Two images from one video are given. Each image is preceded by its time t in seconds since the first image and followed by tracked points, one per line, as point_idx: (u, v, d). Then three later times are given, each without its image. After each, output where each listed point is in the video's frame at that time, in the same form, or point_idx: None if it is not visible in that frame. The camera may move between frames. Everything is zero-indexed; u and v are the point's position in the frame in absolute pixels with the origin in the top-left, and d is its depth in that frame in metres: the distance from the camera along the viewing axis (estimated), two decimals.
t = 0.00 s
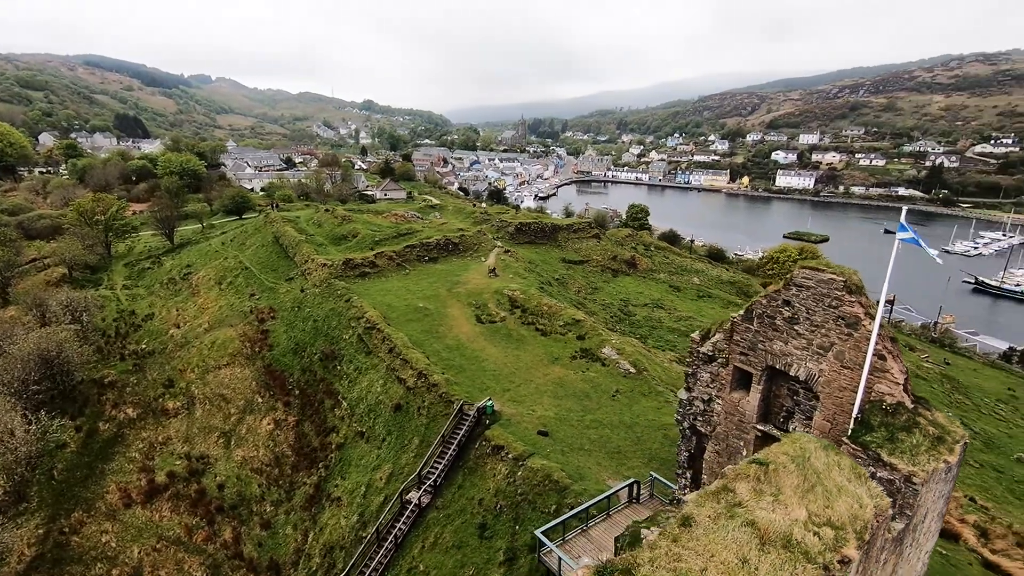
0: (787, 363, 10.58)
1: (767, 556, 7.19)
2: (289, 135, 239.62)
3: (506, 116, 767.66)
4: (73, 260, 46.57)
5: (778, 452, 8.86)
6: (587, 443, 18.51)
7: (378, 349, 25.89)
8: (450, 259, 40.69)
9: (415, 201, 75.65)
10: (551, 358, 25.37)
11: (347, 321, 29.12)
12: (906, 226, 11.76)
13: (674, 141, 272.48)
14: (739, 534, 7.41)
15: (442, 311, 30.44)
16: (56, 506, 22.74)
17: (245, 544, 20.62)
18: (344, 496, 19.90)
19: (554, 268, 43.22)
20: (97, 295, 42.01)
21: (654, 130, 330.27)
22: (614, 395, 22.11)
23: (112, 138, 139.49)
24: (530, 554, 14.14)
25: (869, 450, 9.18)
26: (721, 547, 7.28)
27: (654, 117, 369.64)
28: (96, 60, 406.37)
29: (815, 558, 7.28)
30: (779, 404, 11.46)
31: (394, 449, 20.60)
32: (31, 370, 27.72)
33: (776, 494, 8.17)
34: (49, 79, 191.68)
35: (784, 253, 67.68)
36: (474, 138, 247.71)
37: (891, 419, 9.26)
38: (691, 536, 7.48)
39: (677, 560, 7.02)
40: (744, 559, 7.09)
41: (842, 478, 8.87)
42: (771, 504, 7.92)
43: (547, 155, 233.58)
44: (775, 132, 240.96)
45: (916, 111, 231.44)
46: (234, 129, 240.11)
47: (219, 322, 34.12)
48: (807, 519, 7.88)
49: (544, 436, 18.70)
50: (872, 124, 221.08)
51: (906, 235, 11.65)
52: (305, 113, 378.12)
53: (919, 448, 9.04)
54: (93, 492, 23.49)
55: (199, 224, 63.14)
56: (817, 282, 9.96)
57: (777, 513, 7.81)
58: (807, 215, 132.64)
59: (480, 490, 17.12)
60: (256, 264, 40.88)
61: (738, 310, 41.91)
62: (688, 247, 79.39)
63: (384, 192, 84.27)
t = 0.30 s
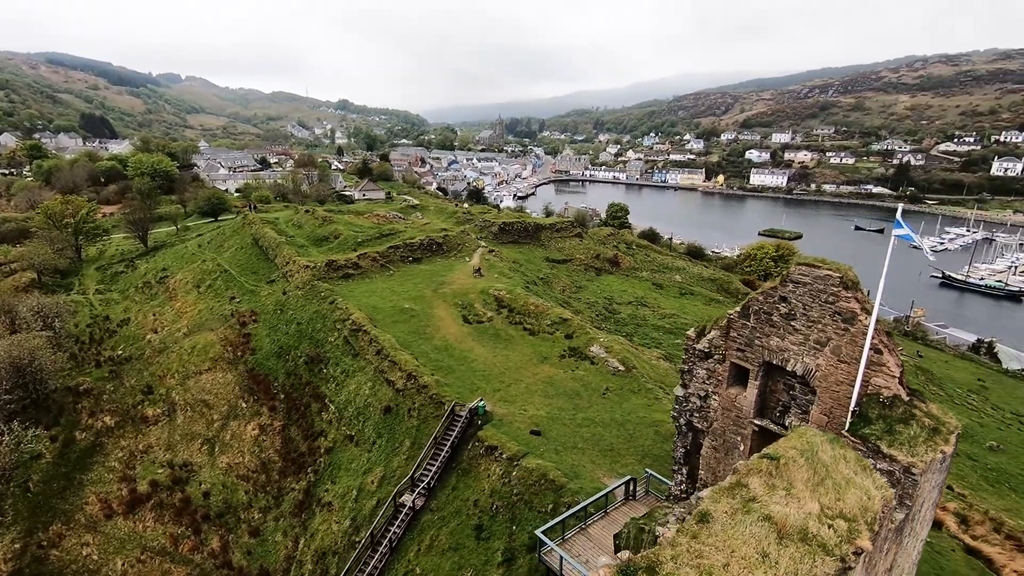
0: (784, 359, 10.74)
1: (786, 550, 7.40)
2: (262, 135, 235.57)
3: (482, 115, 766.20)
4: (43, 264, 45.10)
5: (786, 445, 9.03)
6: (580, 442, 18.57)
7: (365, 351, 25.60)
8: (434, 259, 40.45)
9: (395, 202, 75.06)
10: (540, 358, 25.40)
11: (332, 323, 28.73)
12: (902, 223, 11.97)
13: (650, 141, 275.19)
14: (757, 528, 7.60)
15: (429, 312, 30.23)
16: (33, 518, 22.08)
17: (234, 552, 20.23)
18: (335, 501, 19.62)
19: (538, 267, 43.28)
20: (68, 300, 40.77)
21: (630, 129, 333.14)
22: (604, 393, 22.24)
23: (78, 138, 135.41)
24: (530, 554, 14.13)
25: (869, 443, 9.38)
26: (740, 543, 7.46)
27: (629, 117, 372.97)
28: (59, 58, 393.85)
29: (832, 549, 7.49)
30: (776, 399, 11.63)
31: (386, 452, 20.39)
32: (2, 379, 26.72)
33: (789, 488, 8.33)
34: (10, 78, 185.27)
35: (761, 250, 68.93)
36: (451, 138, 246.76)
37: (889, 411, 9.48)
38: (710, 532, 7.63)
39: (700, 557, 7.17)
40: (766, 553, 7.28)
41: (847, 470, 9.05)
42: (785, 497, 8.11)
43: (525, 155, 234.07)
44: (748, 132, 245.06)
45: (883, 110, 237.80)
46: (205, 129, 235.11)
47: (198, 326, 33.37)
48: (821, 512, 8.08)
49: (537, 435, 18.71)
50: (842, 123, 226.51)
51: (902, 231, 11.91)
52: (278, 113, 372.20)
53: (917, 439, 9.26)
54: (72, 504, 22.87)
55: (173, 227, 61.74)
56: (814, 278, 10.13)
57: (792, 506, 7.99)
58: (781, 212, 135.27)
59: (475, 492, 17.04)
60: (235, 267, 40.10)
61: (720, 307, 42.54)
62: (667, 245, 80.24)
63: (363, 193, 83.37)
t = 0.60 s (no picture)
0: (780, 354, 10.91)
1: (802, 543, 7.67)
2: (234, 135, 231.03)
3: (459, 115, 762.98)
4: (9, 269, 43.52)
5: (791, 438, 9.27)
6: (572, 440, 18.62)
7: (352, 354, 25.30)
8: (418, 260, 40.17)
9: (374, 202, 74.31)
10: (528, 357, 25.41)
11: (316, 326, 28.31)
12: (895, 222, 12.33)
13: (626, 140, 277.45)
14: (773, 522, 7.86)
15: (414, 313, 29.98)
16: (7, 534, 21.44)
17: (221, 561, 19.83)
18: (326, 506, 19.34)
19: (522, 267, 43.29)
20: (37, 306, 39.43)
21: (606, 129, 335.51)
22: (594, 391, 22.34)
23: (41, 139, 130.98)
24: (528, 554, 14.17)
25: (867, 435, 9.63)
26: (758, 536, 7.69)
27: (605, 116, 375.69)
28: (19, 57, 380.91)
29: (846, 541, 7.79)
30: (771, 393, 11.82)
31: (375, 455, 20.19)
32: None
33: (799, 480, 8.53)
34: None
35: (738, 247, 70.12)
36: (428, 138, 245.43)
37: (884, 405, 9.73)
38: (727, 528, 7.84)
39: (720, 552, 7.38)
40: (783, 547, 7.55)
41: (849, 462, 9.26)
42: (796, 490, 8.35)
43: (502, 155, 234.11)
44: (722, 131, 248.87)
45: (851, 110, 243.90)
46: (174, 129, 229.58)
47: (176, 331, 32.56)
48: (832, 504, 8.34)
49: (530, 435, 18.72)
50: (811, 122, 231.74)
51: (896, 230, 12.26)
52: (250, 113, 365.48)
53: (913, 429, 9.51)
54: (49, 517, 22.23)
55: (146, 229, 60.18)
56: (809, 274, 10.30)
57: (803, 499, 8.22)
58: (755, 210, 137.76)
59: (469, 493, 16.98)
60: (213, 270, 39.27)
61: (701, 304, 43.13)
62: (646, 243, 81.07)
63: (340, 193, 82.34)
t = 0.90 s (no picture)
0: (776, 350, 11.07)
1: (819, 536, 7.91)
2: (207, 135, 226.51)
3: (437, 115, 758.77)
4: None
5: (797, 433, 9.41)
6: (565, 439, 18.67)
7: (340, 356, 24.98)
8: (403, 260, 39.86)
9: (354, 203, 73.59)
10: (517, 357, 25.39)
11: (302, 329, 27.90)
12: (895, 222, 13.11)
13: (604, 139, 279.08)
14: (788, 515, 8.10)
15: (401, 314, 29.73)
16: None
17: (210, 570, 19.42)
18: (317, 510, 19.09)
19: (507, 266, 43.28)
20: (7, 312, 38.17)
21: (584, 129, 337.18)
22: (585, 389, 22.44)
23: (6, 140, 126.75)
24: (527, 555, 14.17)
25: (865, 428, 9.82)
26: (774, 530, 7.88)
27: (583, 116, 377.50)
28: None
29: (860, 532, 8.05)
30: (767, 389, 11.98)
31: (367, 458, 19.98)
32: None
33: (809, 475, 8.71)
34: None
35: (718, 245, 71.09)
36: (406, 138, 243.81)
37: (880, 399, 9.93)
38: (743, 522, 8.05)
39: (739, 546, 7.57)
40: (800, 540, 7.73)
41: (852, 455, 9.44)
42: (806, 484, 8.55)
43: (481, 155, 233.62)
44: (698, 130, 251.93)
45: (823, 109, 248.90)
46: (145, 129, 224.20)
47: (156, 336, 31.80)
48: (842, 497, 8.58)
49: (523, 435, 18.70)
50: (785, 122, 235.97)
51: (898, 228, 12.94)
52: (224, 112, 358.79)
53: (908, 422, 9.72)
54: (27, 530, 21.55)
55: (119, 232, 58.67)
56: (805, 271, 10.49)
57: (814, 493, 8.43)
58: (732, 208, 139.87)
59: (464, 493, 16.92)
60: (192, 273, 38.45)
61: (685, 301, 43.62)
62: (628, 241, 81.69)
63: (319, 194, 81.28)
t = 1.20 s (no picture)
0: (771, 345, 11.26)
1: (833, 527, 8.10)
2: (176, 135, 221.01)
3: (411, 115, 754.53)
4: None
5: (802, 427, 9.57)
6: (558, 438, 18.69)
7: (325, 360, 24.62)
8: (385, 262, 39.49)
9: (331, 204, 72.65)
10: (505, 357, 25.36)
11: (285, 332, 27.42)
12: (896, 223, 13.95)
13: (580, 139, 280.68)
14: (801, 509, 8.25)
15: (386, 316, 29.42)
16: None
17: None
18: (308, 516, 18.78)
19: (490, 266, 43.22)
20: None
21: (560, 129, 338.63)
22: (575, 388, 22.53)
23: None
24: (525, 555, 14.18)
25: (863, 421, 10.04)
26: (789, 524, 8.04)
27: (559, 116, 379.11)
28: None
29: (871, 523, 8.29)
30: (761, 384, 12.17)
31: (357, 462, 19.75)
32: None
33: (817, 467, 8.88)
34: None
35: (695, 243, 72.12)
36: (382, 138, 241.63)
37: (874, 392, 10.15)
38: (758, 516, 8.18)
39: (758, 541, 7.72)
40: (815, 533, 7.93)
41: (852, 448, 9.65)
42: (815, 476, 8.73)
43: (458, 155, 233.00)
44: (673, 130, 255.17)
45: (792, 109, 254.29)
46: (110, 129, 217.78)
47: (131, 342, 30.94)
48: (849, 488, 8.80)
49: (515, 435, 18.67)
50: (756, 122, 240.48)
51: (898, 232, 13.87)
52: (193, 112, 350.61)
53: (902, 413, 9.98)
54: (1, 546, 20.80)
55: (88, 235, 56.90)
56: (799, 268, 10.68)
57: (824, 486, 8.62)
58: (707, 207, 141.84)
59: (458, 495, 16.83)
60: (167, 277, 37.50)
61: (666, 299, 44.11)
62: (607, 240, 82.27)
63: (295, 195, 80.05)
